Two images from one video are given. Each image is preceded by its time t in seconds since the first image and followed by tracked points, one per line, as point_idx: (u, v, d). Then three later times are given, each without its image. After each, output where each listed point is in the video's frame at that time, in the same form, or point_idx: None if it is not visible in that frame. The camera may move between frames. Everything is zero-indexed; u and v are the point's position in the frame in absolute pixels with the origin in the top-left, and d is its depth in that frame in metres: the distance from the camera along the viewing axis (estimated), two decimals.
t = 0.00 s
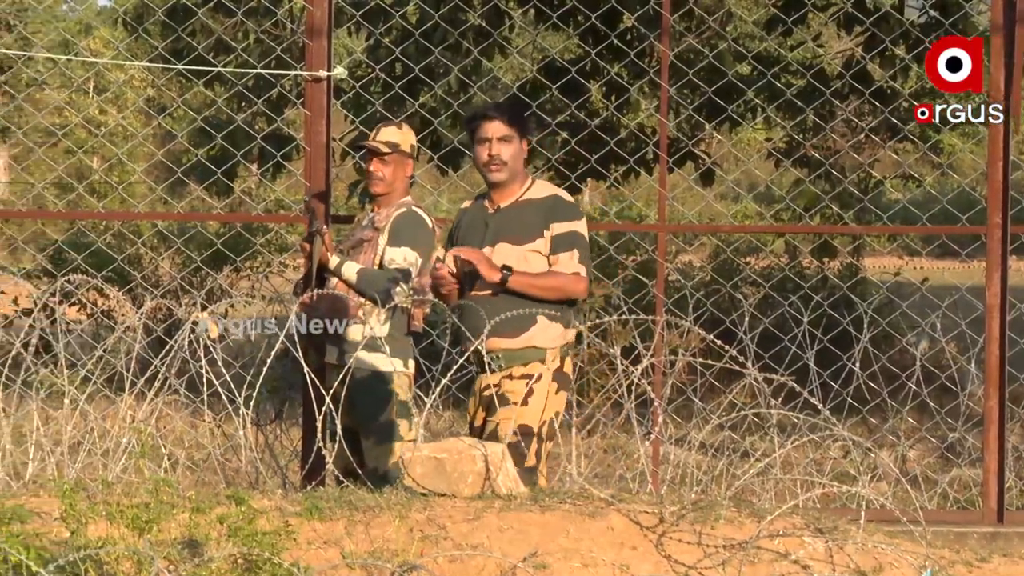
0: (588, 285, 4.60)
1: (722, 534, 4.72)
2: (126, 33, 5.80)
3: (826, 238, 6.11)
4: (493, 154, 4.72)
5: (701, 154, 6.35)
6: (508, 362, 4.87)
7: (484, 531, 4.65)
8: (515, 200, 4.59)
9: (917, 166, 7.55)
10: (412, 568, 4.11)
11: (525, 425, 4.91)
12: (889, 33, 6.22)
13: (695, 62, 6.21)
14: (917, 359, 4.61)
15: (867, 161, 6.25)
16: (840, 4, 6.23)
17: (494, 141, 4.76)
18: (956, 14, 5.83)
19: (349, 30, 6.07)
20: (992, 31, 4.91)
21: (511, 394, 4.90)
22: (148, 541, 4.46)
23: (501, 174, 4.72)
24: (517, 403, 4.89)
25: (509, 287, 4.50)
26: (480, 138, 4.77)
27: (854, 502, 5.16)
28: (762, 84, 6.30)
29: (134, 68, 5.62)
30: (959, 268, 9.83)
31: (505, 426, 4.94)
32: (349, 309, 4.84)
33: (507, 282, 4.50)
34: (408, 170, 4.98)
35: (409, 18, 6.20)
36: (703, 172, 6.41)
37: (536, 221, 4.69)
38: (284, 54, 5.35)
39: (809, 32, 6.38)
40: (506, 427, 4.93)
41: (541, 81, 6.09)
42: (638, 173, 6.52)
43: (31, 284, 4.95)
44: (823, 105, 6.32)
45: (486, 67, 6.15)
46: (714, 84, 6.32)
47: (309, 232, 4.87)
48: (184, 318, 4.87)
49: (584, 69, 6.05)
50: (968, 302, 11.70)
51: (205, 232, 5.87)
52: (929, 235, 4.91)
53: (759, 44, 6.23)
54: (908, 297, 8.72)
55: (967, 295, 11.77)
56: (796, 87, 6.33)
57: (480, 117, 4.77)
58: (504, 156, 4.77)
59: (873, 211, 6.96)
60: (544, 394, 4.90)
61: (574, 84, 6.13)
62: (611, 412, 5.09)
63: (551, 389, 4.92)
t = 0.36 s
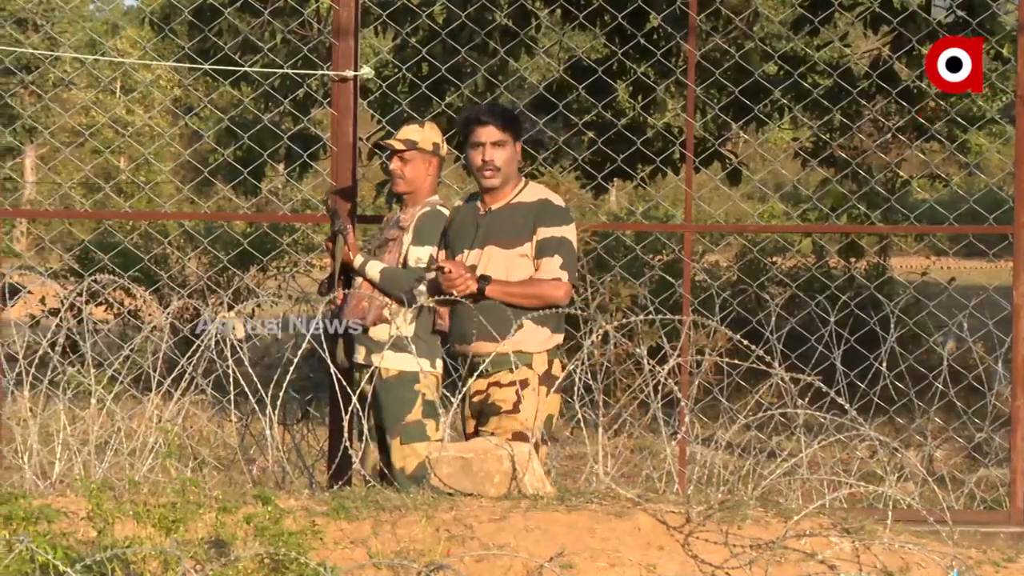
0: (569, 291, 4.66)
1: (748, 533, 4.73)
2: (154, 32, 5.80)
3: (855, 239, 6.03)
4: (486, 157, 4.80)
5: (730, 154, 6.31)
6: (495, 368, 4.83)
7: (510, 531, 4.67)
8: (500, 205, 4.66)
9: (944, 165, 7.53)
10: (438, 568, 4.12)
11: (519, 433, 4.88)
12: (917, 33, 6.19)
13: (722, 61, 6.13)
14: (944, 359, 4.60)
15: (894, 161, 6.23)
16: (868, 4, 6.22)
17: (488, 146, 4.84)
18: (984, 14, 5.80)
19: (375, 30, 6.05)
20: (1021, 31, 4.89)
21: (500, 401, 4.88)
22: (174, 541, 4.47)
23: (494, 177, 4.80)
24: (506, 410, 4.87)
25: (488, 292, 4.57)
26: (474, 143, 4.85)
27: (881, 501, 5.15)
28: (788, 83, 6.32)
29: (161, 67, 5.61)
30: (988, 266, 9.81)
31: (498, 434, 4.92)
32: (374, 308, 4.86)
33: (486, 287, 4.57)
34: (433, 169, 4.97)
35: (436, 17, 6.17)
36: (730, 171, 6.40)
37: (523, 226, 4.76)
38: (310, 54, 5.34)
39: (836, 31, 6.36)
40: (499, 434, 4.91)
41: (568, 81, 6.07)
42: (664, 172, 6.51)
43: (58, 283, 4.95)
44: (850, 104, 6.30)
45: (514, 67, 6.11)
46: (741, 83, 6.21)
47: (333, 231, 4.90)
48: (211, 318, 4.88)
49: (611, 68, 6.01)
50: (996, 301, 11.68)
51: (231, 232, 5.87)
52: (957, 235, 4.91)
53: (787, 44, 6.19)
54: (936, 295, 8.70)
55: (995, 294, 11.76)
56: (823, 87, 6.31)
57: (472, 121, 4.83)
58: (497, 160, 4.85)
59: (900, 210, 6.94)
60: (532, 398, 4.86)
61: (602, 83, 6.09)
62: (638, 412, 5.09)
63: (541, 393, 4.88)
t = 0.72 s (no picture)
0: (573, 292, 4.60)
1: (777, 533, 4.73)
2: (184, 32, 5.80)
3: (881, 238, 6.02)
4: (482, 159, 4.74)
5: (758, 153, 6.30)
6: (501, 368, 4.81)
7: (538, 531, 4.67)
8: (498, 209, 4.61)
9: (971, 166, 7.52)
10: (467, 568, 4.11)
11: (530, 433, 4.91)
12: (947, 32, 6.17)
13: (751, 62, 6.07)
14: (974, 359, 4.59)
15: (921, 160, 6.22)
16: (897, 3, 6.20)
17: (483, 148, 4.79)
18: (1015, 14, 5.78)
19: (405, 30, 6.05)
20: None
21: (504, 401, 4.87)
22: (203, 541, 4.48)
23: (490, 179, 4.74)
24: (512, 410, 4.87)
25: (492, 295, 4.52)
26: (469, 145, 4.80)
27: (910, 501, 5.15)
28: (817, 83, 6.30)
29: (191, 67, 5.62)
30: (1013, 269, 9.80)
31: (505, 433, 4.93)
32: (403, 308, 4.89)
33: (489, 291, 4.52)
34: (458, 168, 5.00)
35: (466, 17, 6.17)
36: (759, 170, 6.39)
37: (523, 226, 4.71)
38: (339, 53, 5.32)
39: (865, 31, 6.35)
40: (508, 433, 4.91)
41: (597, 81, 6.00)
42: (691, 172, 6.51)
43: (88, 283, 4.97)
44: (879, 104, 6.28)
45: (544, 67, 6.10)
46: (770, 82, 6.14)
47: (362, 230, 4.91)
48: (240, 318, 4.88)
49: (640, 68, 5.98)
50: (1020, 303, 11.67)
51: (260, 231, 5.88)
52: (988, 235, 4.88)
53: (816, 43, 6.18)
54: (962, 296, 8.69)
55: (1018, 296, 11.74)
56: (853, 86, 6.29)
57: (466, 124, 4.78)
58: (493, 161, 4.79)
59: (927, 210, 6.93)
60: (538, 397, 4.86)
61: (631, 83, 6.01)
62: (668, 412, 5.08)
63: (544, 391, 4.89)
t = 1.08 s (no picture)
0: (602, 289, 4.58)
1: (813, 533, 4.72)
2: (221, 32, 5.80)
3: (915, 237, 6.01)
4: (511, 155, 4.70)
5: (792, 152, 6.29)
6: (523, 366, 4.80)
7: (574, 531, 4.67)
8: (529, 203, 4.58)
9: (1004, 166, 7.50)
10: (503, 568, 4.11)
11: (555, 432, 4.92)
12: (984, 32, 6.15)
13: (788, 61, 6.13)
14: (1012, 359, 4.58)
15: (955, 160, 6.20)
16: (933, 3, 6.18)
17: (512, 142, 4.77)
18: None
19: (440, 29, 6.04)
20: None
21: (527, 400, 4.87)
22: (239, 540, 4.48)
23: (519, 175, 4.71)
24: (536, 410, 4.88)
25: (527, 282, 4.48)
26: (498, 139, 4.78)
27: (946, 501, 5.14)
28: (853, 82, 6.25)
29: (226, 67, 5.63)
30: None
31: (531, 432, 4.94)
32: (438, 307, 4.91)
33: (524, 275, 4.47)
34: (491, 166, 5.02)
35: (501, 17, 6.15)
36: (793, 170, 6.38)
37: (554, 223, 4.68)
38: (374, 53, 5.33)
39: (901, 30, 6.33)
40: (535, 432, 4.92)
41: (632, 81, 5.99)
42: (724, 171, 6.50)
43: (124, 282, 4.97)
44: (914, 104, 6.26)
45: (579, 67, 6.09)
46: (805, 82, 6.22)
47: (397, 231, 4.93)
48: (276, 317, 4.88)
49: (675, 68, 5.96)
50: None
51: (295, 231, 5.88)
52: None
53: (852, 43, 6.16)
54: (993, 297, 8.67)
55: None
56: (888, 86, 6.27)
57: (496, 118, 4.76)
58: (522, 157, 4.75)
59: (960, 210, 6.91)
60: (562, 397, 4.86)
61: (666, 82, 6.04)
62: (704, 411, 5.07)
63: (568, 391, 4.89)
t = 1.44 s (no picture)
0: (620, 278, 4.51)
1: (839, 530, 4.71)
2: (249, 28, 5.80)
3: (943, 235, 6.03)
4: (528, 149, 4.64)
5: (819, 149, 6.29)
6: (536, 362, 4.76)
7: (600, 528, 4.67)
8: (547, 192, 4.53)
9: None
10: (529, 564, 4.11)
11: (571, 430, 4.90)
12: (1011, 29, 6.14)
13: (814, 58, 6.17)
14: None
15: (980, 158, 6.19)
16: None
17: (529, 137, 4.68)
18: None
19: (466, 26, 6.04)
20: None
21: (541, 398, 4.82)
22: (266, 537, 4.49)
23: (535, 169, 4.64)
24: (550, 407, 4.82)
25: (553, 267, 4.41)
26: (514, 133, 4.70)
27: (972, 499, 5.14)
28: (880, 79, 6.25)
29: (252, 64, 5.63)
30: None
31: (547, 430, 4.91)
32: (464, 304, 4.87)
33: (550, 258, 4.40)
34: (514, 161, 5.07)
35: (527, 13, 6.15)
36: (820, 167, 6.39)
37: (571, 215, 4.63)
38: (401, 51, 5.38)
39: (928, 28, 6.32)
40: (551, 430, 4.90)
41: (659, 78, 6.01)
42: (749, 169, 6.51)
43: (151, 279, 4.97)
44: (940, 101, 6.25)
45: (605, 63, 6.09)
46: (832, 78, 6.23)
47: (421, 228, 4.93)
48: (302, 314, 4.88)
49: (702, 64, 5.89)
50: None
51: (321, 228, 5.89)
52: None
53: (878, 40, 6.16)
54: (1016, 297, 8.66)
55: None
56: (915, 82, 6.26)
57: (513, 113, 4.68)
58: (537, 151, 4.69)
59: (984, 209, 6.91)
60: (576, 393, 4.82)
61: (693, 80, 5.96)
62: (730, 408, 5.07)
63: (581, 386, 4.85)
